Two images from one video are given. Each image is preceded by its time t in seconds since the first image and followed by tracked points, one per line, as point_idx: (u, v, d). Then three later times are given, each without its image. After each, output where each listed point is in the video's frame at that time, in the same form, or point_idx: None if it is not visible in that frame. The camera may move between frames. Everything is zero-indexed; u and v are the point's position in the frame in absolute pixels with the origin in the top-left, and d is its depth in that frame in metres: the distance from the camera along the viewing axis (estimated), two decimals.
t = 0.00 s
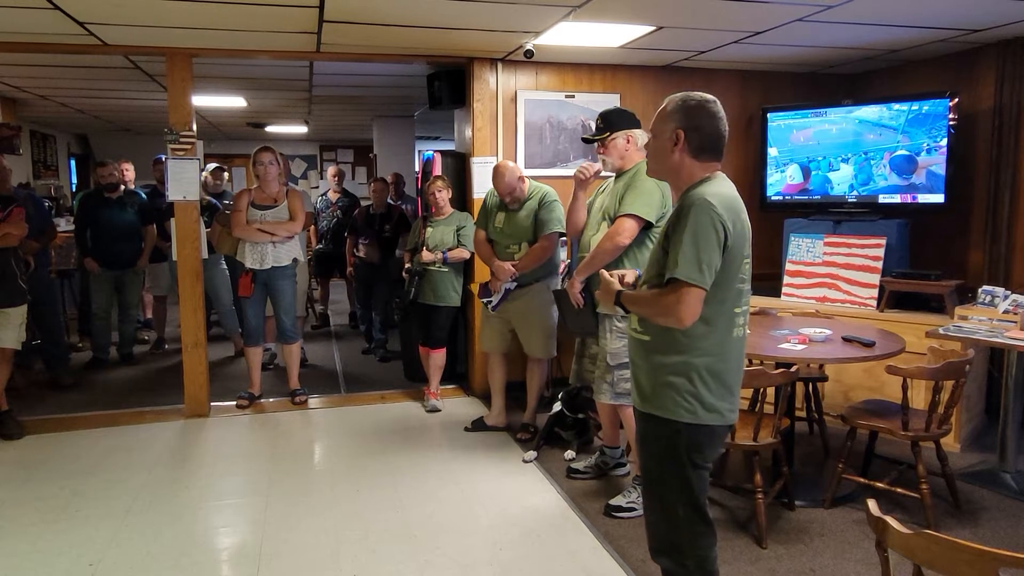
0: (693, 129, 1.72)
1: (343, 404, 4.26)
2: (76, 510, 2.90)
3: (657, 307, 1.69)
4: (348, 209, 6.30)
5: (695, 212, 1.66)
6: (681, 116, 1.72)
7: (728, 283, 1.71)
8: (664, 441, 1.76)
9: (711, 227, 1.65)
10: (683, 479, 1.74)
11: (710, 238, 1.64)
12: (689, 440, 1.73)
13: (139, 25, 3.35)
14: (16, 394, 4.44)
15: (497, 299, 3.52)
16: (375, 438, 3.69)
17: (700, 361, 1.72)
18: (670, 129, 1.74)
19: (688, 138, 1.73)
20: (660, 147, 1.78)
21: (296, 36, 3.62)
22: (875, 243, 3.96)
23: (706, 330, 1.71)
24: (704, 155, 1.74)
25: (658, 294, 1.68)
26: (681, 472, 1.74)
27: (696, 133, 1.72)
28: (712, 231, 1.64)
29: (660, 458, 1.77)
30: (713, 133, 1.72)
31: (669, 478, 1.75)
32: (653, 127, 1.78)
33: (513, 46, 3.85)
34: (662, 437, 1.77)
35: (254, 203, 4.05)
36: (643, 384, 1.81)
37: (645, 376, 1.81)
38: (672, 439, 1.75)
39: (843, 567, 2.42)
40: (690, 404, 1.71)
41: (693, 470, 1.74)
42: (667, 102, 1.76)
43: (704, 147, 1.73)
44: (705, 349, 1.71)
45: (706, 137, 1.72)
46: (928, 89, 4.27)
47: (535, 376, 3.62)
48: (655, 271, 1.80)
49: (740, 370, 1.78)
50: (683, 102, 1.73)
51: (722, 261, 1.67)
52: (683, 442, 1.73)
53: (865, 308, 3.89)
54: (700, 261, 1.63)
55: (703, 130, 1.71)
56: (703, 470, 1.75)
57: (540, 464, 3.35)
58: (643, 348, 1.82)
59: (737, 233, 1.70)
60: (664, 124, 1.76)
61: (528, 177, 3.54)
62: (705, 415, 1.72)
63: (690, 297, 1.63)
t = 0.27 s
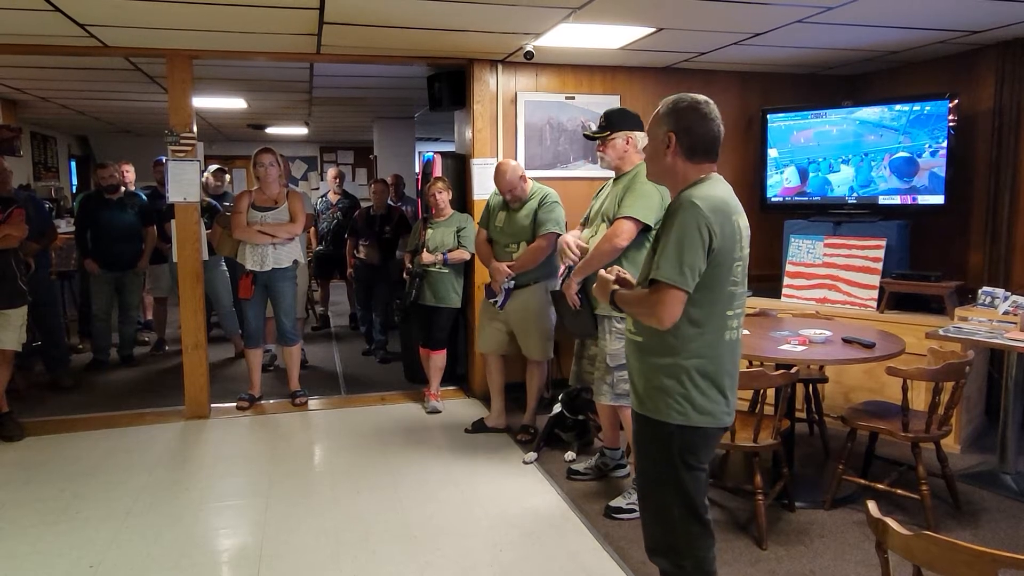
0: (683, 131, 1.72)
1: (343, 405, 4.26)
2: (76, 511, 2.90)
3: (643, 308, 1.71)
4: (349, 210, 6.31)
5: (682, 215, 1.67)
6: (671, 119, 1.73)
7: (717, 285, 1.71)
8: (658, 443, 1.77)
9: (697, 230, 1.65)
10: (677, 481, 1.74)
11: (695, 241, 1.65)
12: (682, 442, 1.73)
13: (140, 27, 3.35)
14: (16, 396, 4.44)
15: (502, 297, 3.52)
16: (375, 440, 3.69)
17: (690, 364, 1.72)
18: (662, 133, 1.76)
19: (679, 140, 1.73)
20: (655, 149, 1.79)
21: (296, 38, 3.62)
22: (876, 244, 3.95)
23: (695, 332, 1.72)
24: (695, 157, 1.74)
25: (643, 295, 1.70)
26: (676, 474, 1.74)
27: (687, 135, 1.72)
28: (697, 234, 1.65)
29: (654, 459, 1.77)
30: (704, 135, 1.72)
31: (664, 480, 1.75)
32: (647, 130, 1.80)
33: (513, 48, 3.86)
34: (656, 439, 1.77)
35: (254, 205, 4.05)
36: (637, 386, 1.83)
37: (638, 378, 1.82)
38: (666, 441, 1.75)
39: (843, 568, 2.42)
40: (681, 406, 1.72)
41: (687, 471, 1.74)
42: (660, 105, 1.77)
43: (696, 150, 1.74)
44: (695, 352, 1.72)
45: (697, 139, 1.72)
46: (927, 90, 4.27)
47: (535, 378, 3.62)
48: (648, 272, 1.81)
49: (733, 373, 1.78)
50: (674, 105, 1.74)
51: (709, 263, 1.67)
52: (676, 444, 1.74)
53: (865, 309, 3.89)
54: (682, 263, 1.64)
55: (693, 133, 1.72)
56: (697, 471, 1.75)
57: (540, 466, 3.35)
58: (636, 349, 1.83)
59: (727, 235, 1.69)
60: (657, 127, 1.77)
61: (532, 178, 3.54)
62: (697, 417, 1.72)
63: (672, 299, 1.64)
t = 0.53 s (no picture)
0: (674, 133, 1.72)
1: (343, 406, 4.26)
2: (76, 513, 2.90)
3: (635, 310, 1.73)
4: (349, 211, 6.31)
5: (673, 217, 1.67)
6: (662, 121, 1.73)
7: (709, 286, 1.71)
8: (652, 445, 1.77)
9: (686, 231, 1.65)
10: (672, 482, 1.74)
11: (686, 242, 1.65)
12: (676, 443, 1.73)
13: (140, 28, 3.36)
14: (16, 397, 4.44)
15: (498, 297, 3.53)
16: (375, 441, 3.69)
17: (682, 366, 1.73)
18: (652, 135, 1.76)
19: (671, 141, 1.73)
20: (647, 151, 1.80)
21: (296, 40, 3.63)
22: (875, 245, 3.95)
23: (687, 333, 1.72)
24: (687, 158, 1.74)
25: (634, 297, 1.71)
26: (671, 475, 1.74)
27: (678, 137, 1.72)
28: (688, 235, 1.65)
29: (649, 461, 1.77)
30: (695, 136, 1.72)
31: (658, 482, 1.75)
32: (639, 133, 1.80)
33: (513, 49, 3.86)
34: (651, 441, 1.77)
35: (254, 206, 4.06)
36: (632, 387, 1.83)
37: (633, 379, 1.83)
38: (660, 443, 1.75)
39: (843, 569, 2.42)
40: (675, 407, 1.72)
41: (682, 473, 1.74)
42: (650, 108, 1.78)
43: (687, 151, 1.73)
44: (687, 353, 1.72)
45: (688, 140, 1.72)
46: (927, 91, 4.27)
47: (535, 379, 3.62)
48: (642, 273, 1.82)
49: (728, 374, 1.77)
50: (664, 107, 1.74)
51: (700, 264, 1.67)
52: (671, 445, 1.74)
53: (865, 310, 3.89)
54: (672, 264, 1.64)
55: (684, 134, 1.72)
56: (692, 472, 1.75)
57: (540, 467, 3.35)
58: (631, 351, 1.84)
59: (719, 236, 1.69)
60: (648, 130, 1.77)
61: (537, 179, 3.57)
62: (690, 418, 1.72)
63: (662, 301, 1.65)
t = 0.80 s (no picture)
0: (672, 133, 1.72)
1: (343, 407, 4.26)
2: (76, 513, 2.90)
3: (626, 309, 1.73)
4: (349, 212, 6.31)
5: (668, 218, 1.67)
6: (660, 121, 1.73)
7: (705, 287, 1.71)
8: (649, 446, 1.77)
9: (682, 232, 1.65)
10: (669, 483, 1.74)
11: (681, 243, 1.64)
12: (673, 444, 1.73)
13: (139, 29, 3.36)
14: (16, 398, 4.44)
15: (501, 297, 3.50)
16: (375, 442, 3.69)
17: (678, 366, 1.73)
18: (650, 135, 1.76)
19: (669, 142, 1.73)
20: (645, 151, 1.80)
21: (296, 40, 3.63)
22: (875, 246, 3.96)
23: (683, 334, 1.72)
24: (685, 158, 1.74)
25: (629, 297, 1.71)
26: (668, 476, 1.74)
27: (676, 137, 1.72)
28: (683, 236, 1.65)
29: (647, 462, 1.77)
30: (693, 137, 1.72)
31: (656, 483, 1.75)
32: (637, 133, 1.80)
33: (513, 50, 3.86)
34: (648, 442, 1.77)
35: (254, 207, 4.06)
36: (629, 388, 1.83)
37: (629, 380, 1.83)
38: (657, 444, 1.75)
39: (843, 570, 2.42)
40: (671, 408, 1.72)
41: (679, 474, 1.74)
42: (649, 107, 1.77)
43: (685, 151, 1.73)
44: (683, 354, 1.72)
45: (685, 141, 1.72)
46: (927, 92, 4.27)
47: (535, 380, 3.63)
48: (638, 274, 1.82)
49: (724, 375, 1.77)
50: (662, 106, 1.74)
51: (695, 265, 1.67)
52: (668, 446, 1.74)
53: (865, 310, 3.89)
54: (667, 265, 1.64)
55: (682, 135, 1.72)
56: (690, 473, 1.75)
57: (540, 468, 3.35)
58: (627, 352, 1.84)
59: (715, 237, 1.69)
60: (646, 129, 1.77)
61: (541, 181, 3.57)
62: (687, 419, 1.72)
63: (656, 302, 1.65)
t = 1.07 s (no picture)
0: (674, 133, 1.72)
1: (343, 408, 4.26)
2: (76, 514, 2.90)
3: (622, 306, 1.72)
4: (349, 213, 6.31)
5: (667, 220, 1.67)
6: (661, 121, 1.73)
7: (704, 289, 1.70)
8: (648, 447, 1.76)
9: (681, 234, 1.65)
10: (669, 484, 1.74)
11: (679, 245, 1.64)
12: (672, 445, 1.73)
13: (140, 30, 3.36)
14: (16, 399, 4.44)
15: (501, 298, 3.48)
16: (375, 442, 3.69)
17: (675, 368, 1.72)
18: (652, 135, 1.75)
19: (671, 142, 1.73)
20: (647, 151, 1.79)
21: (296, 41, 3.63)
22: (876, 247, 3.96)
23: (680, 336, 1.72)
24: (687, 158, 1.74)
25: (626, 297, 1.71)
26: (668, 478, 1.74)
27: (678, 138, 1.72)
28: (682, 238, 1.65)
29: (646, 464, 1.77)
30: (695, 137, 1.72)
31: (655, 484, 1.75)
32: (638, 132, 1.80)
33: (513, 51, 3.86)
34: (646, 443, 1.77)
35: (255, 208, 4.05)
36: (627, 388, 1.83)
37: (628, 381, 1.83)
38: (655, 445, 1.75)
39: (844, 570, 2.42)
40: (669, 409, 1.72)
41: (678, 474, 1.74)
42: (650, 106, 1.77)
43: (687, 152, 1.73)
44: (681, 355, 1.72)
45: (687, 141, 1.72)
46: (927, 93, 4.27)
47: (536, 381, 3.62)
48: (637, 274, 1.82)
49: (721, 378, 1.77)
50: (664, 106, 1.74)
51: (693, 268, 1.67)
52: (666, 447, 1.74)
53: (865, 311, 3.89)
54: (665, 267, 1.64)
55: (684, 135, 1.72)
56: (689, 474, 1.75)
57: (540, 468, 3.35)
58: (626, 353, 1.84)
59: (714, 241, 1.69)
60: (647, 129, 1.77)
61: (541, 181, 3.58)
62: (684, 420, 1.72)
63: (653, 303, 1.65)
